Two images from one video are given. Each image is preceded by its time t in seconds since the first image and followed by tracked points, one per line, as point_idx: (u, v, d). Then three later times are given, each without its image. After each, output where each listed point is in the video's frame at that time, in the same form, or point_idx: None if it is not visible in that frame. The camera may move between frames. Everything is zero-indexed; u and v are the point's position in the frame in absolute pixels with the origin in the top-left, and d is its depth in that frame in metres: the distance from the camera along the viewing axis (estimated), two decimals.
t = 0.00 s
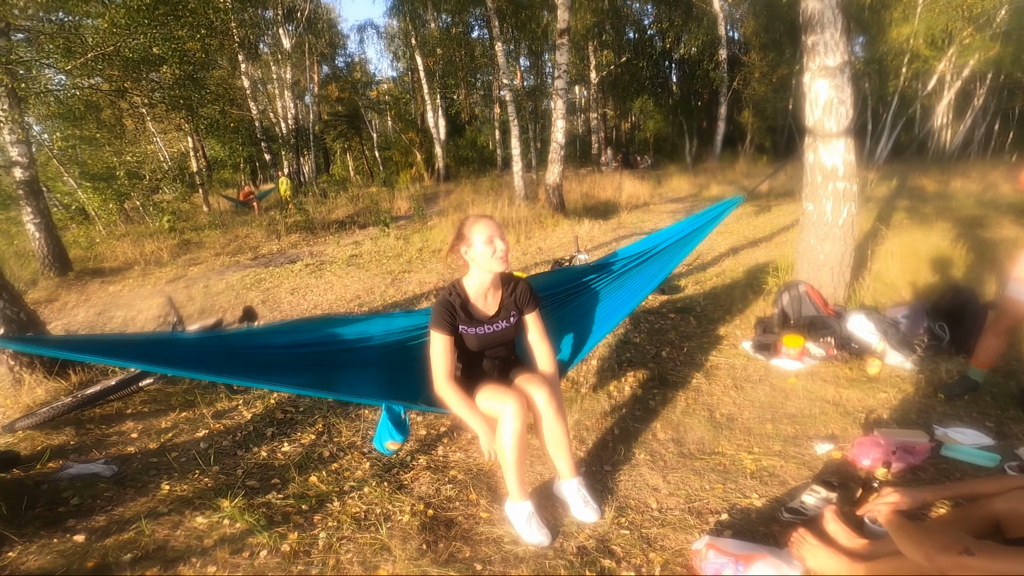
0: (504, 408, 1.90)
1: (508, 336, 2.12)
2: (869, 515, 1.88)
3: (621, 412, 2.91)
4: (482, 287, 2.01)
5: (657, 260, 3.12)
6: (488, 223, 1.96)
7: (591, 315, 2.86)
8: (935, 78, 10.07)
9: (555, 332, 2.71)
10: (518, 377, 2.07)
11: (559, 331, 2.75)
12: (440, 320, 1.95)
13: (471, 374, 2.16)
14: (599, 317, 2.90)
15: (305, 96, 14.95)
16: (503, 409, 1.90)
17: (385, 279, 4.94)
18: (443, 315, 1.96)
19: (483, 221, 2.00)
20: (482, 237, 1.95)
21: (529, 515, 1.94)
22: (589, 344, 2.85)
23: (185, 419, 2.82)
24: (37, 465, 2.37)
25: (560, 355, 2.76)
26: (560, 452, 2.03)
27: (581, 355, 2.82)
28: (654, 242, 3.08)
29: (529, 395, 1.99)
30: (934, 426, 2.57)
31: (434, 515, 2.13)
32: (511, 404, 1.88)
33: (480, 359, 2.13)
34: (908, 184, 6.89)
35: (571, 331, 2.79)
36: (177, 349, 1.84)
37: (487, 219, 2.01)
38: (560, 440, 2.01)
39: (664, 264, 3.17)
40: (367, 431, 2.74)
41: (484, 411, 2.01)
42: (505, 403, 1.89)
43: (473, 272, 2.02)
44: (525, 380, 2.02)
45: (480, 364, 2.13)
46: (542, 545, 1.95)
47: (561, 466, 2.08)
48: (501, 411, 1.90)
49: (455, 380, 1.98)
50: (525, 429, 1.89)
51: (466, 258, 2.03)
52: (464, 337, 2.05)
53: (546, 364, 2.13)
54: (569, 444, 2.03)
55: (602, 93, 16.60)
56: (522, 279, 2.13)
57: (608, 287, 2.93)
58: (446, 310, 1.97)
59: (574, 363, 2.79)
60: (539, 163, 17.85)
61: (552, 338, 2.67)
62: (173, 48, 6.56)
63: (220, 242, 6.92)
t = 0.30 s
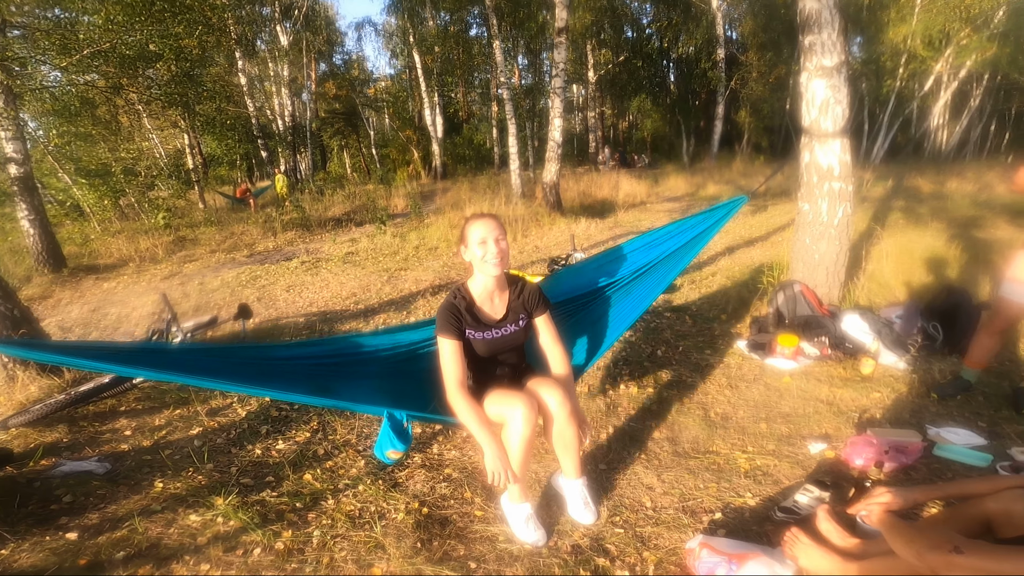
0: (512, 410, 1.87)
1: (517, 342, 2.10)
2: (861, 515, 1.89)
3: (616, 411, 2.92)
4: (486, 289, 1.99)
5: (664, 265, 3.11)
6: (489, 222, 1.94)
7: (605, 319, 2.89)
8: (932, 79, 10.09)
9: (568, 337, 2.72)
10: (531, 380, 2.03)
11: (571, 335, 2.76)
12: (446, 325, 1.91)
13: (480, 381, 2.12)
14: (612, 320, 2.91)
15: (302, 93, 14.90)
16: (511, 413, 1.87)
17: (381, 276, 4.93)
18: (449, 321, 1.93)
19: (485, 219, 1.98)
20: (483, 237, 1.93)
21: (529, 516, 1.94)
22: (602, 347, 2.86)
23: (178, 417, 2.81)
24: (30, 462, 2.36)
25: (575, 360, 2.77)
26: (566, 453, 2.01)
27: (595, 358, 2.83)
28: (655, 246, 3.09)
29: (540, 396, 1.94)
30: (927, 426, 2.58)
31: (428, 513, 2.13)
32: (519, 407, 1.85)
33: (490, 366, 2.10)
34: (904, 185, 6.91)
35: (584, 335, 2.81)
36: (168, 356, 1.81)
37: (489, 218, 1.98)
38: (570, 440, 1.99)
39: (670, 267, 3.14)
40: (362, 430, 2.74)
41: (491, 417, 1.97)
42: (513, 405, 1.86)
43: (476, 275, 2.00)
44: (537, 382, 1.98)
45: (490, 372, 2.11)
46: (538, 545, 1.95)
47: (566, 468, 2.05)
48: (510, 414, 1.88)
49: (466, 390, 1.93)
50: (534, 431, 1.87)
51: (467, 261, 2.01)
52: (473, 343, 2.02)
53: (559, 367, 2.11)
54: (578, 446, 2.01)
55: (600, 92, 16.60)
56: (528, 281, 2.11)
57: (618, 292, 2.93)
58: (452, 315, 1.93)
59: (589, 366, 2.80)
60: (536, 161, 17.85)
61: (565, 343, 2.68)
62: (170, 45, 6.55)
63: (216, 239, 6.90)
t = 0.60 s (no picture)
0: (506, 410, 1.89)
1: (508, 340, 2.11)
2: (845, 511, 1.91)
3: (605, 407, 2.93)
4: (475, 287, 2.01)
5: (655, 263, 3.14)
6: (486, 220, 1.93)
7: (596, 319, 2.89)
8: (917, 78, 10.22)
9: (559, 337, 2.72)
10: (524, 379, 2.04)
11: (563, 334, 2.76)
12: (435, 324, 1.91)
13: (472, 381, 2.12)
14: (603, 320, 2.92)
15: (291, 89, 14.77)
16: (505, 412, 1.88)
17: (370, 273, 4.91)
18: (437, 320, 1.93)
19: (479, 216, 1.97)
20: (476, 235, 1.92)
21: (518, 513, 1.94)
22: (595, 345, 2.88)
23: (164, 415, 2.79)
24: (13, 461, 2.32)
25: (567, 359, 2.78)
26: (562, 454, 1.99)
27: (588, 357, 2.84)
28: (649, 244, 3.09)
29: (535, 394, 1.96)
30: (910, 420, 2.63)
31: (418, 510, 2.13)
32: (513, 407, 1.87)
33: (481, 366, 2.10)
34: (889, 183, 7.01)
35: (575, 334, 2.81)
36: (153, 359, 1.76)
37: (486, 215, 1.98)
38: (567, 441, 1.98)
39: (660, 267, 3.19)
40: (351, 427, 2.73)
41: (484, 416, 1.98)
42: (508, 405, 1.88)
43: (465, 272, 2.01)
44: (531, 381, 1.99)
45: (480, 371, 2.10)
46: (529, 542, 1.96)
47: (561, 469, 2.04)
48: (504, 413, 1.89)
49: (458, 389, 1.93)
50: (529, 429, 1.89)
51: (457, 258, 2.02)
52: (462, 341, 2.03)
53: (552, 365, 2.12)
54: (574, 447, 2.00)
55: (590, 89, 16.62)
56: (516, 278, 2.13)
57: (610, 293, 2.94)
58: (440, 313, 1.94)
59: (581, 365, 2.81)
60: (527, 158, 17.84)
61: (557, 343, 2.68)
62: (156, 41, 6.57)
63: (201, 235, 6.82)
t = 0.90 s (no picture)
0: (480, 403, 1.89)
1: (480, 330, 2.13)
2: (825, 504, 1.96)
3: (590, 404, 2.95)
4: (447, 280, 2.02)
5: (632, 255, 3.16)
6: (467, 223, 1.93)
7: (568, 310, 2.92)
8: (893, 76, 10.42)
9: (530, 330, 2.75)
10: (497, 374, 2.06)
11: (535, 326, 2.79)
12: (408, 316, 1.93)
13: (446, 371, 2.14)
14: (575, 311, 2.95)
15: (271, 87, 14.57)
16: (480, 405, 1.89)
17: (353, 272, 4.88)
18: (410, 312, 1.95)
19: (457, 214, 1.98)
20: (450, 231, 1.94)
21: (502, 508, 1.95)
22: (568, 337, 2.91)
23: (143, 417, 2.75)
24: None
25: (539, 352, 2.82)
26: (539, 448, 1.99)
27: (560, 349, 2.88)
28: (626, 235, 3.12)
29: (509, 390, 1.97)
30: (886, 413, 2.69)
31: (404, 509, 2.13)
32: (488, 400, 1.88)
33: (453, 355, 2.13)
34: (866, 179, 7.14)
35: (547, 327, 2.84)
36: (123, 352, 1.74)
37: (469, 217, 1.97)
38: (543, 435, 1.98)
39: (637, 258, 3.21)
40: (336, 426, 2.72)
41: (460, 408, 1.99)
42: (482, 399, 1.89)
43: (437, 265, 2.03)
44: (504, 377, 2.01)
45: (453, 362, 2.13)
46: (516, 539, 1.96)
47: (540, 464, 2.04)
48: (478, 407, 1.89)
49: (432, 379, 1.94)
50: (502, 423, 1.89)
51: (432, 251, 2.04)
52: (433, 332, 2.05)
53: (524, 361, 2.13)
54: (551, 442, 2.00)
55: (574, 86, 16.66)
56: (488, 269, 2.14)
57: (582, 285, 2.97)
58: (413, 306, 1.96)
59: (553, 357, 2.84)
60: (511, 155, 17.83)
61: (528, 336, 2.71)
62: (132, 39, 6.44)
63: (180, 235, 6.72)
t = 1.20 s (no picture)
0: (453, 398, 1.91)
1: (452, 320, 2.16)
2: (809, 499, 2.00)
3: (577, 403, 2.96)
4: (421, 272, 2.03)
5: (608, 245, 3.22)
6: (440, 221, 1.93)
7: (538, 303, 2.92)
8: (872, 75, 10.60)
9: (499, 320, 2.76)
10: (467, 366, 2.08)
11: (504, 318, 2.79)
12: (383, 307, 1.95)
13: (420, 361, 2.16)
14: (545, 304, 2.95)
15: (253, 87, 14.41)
16: (453, 399, 1.90)
17: (338, 273, 4.84)
18: (385, 303, 1.97)
19: (435, 213, 1.97)
20: (427, 230, 1.94)
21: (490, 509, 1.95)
22: (537, 330, 2.91)
23: (125, 421, 2.70)
24: None
25: (508, 344, 2.80)
26: (514, 442, 2.01)
27: (529, 342, 2.87)
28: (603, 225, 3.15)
29: (478, 384, 2.00)
30: (867, 408, 2.74)
31: (392, 510, 2.12)
32: (460, 394, 1.89)
33: (426, 345, 2.14)
34: (846, 177, 7.25)
35: (516, 319, 2.84)
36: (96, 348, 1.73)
37: (442, 214, 1.97)
38: (515, 428, 2.00)
39: (613, 249, 3.27)
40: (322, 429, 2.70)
41: (434, 400, 2.00)
42: (454, 393, 1.90)
43: (411, 258, 2.04)
44: (474, 372, 2.03)
45: (425, 352, 2.15)
46: (505, 539, 1.97)
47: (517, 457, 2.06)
48: (451, 401, 1.91)
49: (406, 366, 1.98)
50: (475, 419, 1.89)
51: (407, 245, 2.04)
52: (407, 322, 2.08)
53: (494, 356, 2.16)
54: (525, 436, 2.02)
55: (558, 86, 16.71)
56: (462, 262, 2.16)
57: (552, 277, 2.98)
58: (388, 297, 1.98)
59: (522, 350, 2.83)
60: (497, 155, 17.82)
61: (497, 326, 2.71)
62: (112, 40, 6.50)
63: (161, 237, 6.62)
